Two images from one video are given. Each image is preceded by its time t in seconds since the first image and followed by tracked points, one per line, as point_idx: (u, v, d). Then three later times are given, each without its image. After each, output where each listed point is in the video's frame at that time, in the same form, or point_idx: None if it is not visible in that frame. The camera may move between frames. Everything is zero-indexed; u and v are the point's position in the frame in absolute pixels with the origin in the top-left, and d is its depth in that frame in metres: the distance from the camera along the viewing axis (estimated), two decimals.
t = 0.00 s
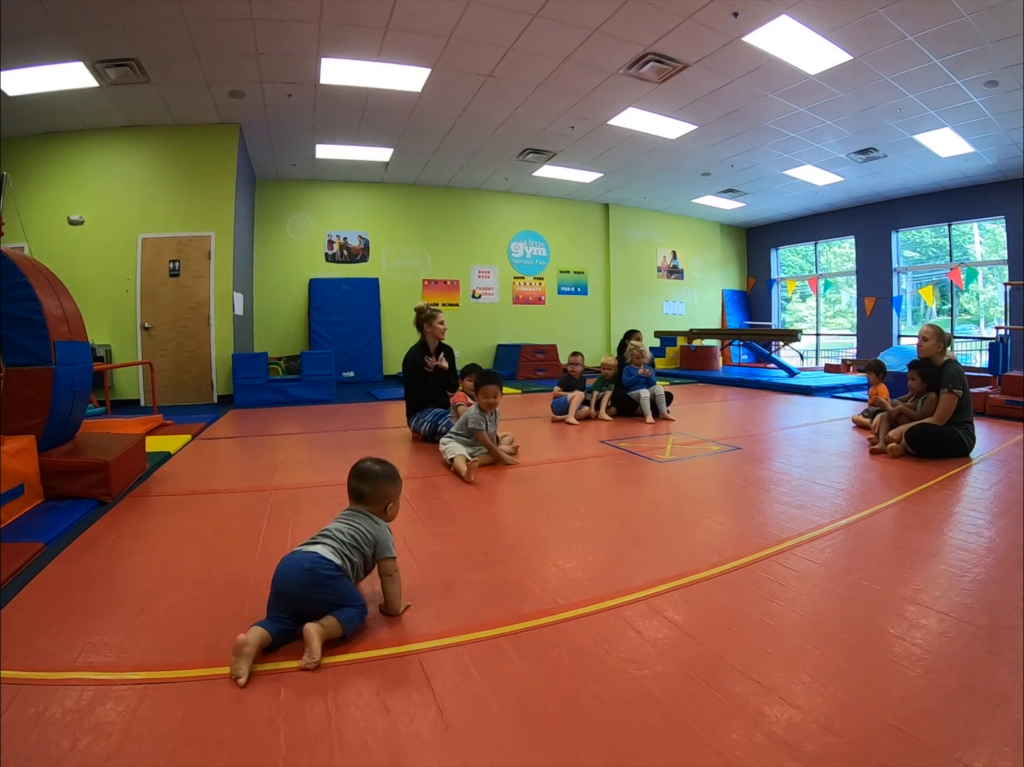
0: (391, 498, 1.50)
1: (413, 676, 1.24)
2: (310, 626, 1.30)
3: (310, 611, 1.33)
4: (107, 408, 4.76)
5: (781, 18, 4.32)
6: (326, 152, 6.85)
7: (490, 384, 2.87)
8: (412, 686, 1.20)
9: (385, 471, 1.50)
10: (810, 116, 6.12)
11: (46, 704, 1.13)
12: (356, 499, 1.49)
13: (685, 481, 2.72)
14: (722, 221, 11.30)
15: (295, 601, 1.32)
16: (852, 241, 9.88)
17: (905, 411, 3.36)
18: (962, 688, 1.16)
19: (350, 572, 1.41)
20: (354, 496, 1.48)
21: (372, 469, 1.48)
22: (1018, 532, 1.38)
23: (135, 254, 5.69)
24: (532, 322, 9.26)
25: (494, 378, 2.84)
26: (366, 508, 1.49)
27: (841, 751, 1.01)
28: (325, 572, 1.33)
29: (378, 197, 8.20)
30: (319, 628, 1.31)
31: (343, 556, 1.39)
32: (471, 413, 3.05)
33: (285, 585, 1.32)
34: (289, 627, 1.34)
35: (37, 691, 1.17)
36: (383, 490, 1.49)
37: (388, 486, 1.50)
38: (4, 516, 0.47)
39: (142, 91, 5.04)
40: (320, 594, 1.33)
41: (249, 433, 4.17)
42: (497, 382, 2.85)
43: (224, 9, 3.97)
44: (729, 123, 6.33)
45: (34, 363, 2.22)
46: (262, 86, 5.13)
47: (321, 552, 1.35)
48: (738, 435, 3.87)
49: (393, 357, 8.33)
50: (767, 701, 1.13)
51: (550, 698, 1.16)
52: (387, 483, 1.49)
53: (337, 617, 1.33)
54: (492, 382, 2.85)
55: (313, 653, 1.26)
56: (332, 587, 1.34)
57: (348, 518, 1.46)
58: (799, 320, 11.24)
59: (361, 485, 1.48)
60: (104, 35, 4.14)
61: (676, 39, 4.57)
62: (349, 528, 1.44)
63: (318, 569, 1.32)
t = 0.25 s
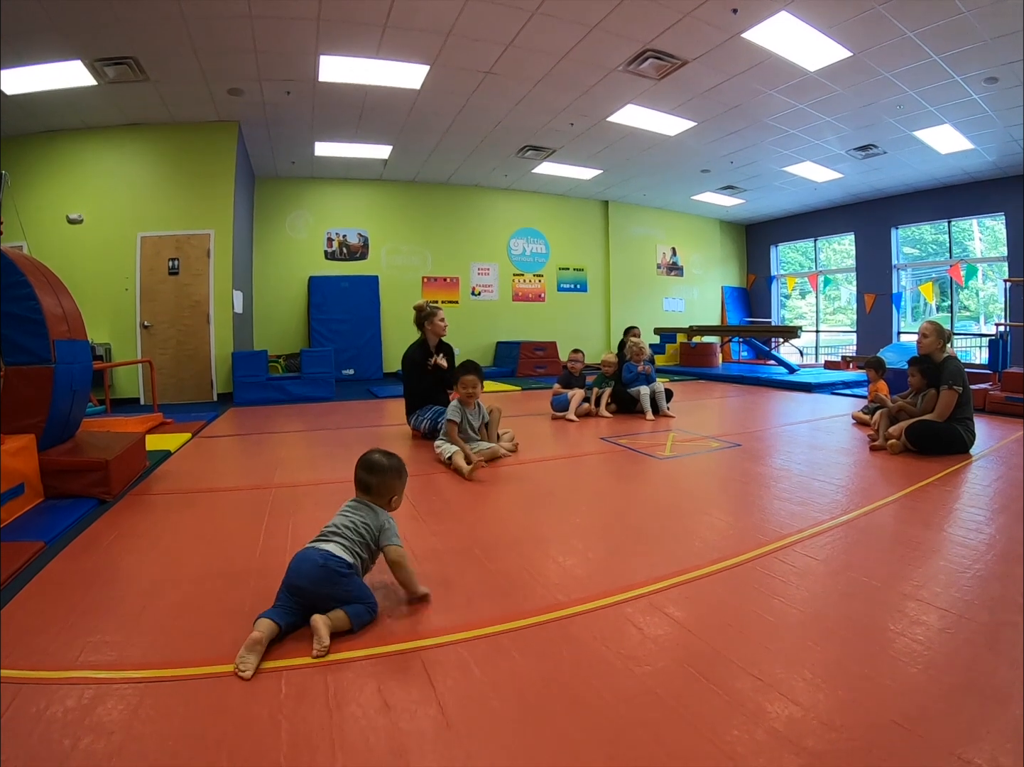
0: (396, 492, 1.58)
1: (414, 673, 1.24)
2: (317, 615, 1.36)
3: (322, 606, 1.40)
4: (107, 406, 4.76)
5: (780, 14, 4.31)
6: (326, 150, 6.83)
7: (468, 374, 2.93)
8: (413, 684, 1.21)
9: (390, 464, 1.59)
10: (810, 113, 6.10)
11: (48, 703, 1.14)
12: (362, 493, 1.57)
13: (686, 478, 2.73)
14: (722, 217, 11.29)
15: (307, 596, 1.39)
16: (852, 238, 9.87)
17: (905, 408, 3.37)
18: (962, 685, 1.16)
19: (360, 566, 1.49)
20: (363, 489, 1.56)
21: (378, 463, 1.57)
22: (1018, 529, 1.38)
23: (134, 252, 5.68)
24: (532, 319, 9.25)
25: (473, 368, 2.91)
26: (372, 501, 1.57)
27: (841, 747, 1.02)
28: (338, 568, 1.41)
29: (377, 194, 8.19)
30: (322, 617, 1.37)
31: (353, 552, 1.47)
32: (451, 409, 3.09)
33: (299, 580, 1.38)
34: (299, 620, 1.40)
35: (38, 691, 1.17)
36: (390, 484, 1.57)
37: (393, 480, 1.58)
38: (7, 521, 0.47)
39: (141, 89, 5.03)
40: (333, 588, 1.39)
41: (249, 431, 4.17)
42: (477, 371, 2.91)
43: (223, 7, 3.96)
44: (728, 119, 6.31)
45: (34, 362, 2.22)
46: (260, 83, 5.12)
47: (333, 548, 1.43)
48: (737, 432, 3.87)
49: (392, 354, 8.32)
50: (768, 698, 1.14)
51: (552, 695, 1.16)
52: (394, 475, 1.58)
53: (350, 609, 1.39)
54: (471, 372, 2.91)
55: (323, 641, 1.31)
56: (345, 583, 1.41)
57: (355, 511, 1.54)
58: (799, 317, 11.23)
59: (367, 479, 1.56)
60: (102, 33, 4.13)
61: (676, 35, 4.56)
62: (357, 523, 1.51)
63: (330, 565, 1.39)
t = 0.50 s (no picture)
0: (409, 485, 1.60)
1: (414, 671, 1.25)
2: (316, 614, 1.35)
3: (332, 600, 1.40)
4: (107, 405, 4.76)
5: (780, 12, 4.30)
6: (325, 148, 6.82)
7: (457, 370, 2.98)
8: (413, 682, 1.21)
9: (402, 459, 1.59)
10: (810, 111, 6.10)
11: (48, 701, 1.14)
12: (376, 488, 1.57)
13: (686, 475, 2.73)
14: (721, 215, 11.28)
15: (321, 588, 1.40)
16: (852, 235, 9.87)
17: (905, 405, 3.37)
18: (962, 682, 1.17)
19: (378, 562, 1.49)
20: (375, 485, 1.57)
21: (388, 457, 1.57)
22: (1017, 527, 1.38)
23: (133, 251, 5.67)
24: (532, 317, 9.24)
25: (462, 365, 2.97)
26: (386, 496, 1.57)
27: (842, 744, 1.02)
28: (352, 565, 1.40)
29: (376, 192, 8.17)
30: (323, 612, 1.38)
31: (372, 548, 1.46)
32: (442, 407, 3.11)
33: (315, 572, 1.39)
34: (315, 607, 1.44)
35: (38, 690, 1.18)
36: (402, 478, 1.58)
37: (405, 474, 1.58)
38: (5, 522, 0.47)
39: (140, 88, 5.02)
40: (345, 584, 1.40)
41: (249, 430, 4.17)
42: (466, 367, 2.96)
43: (221, 6, 3.95)
44: (728, 117, 6.30)
45: (34, 361, 2.22)
46: (260, 81, 5.10)
47: (349, 543, 1.42)
48: (737, 429, 3.88)
49: (392, 352, 8.32)
50: (769, 695, 1.15)
51: (552, 693, 1.16)
52: (405, 469, 1.58)
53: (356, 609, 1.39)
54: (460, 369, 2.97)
55: (322, 642, 1.31)
56: (356, 581, 1.40)
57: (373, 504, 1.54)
58: (799, 315, 11.23)
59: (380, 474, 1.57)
60: (101, 32, 4.13)
61: (675, 32, 4.55)
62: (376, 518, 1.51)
63: (344, 561, 1.39)
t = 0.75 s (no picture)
0: (435, 482, 1.65)
1: (414, 670, 1.25)
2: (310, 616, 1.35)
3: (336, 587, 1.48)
4: (107, 404, 4.76)
5: (781, 10, 4.29)
6: (325, 146, 6.82)
7: (455, 368, 2.97)
8: (412, 680, 1.21)
9: (432, 456, 1.66)
10: (810, 109, 6.09)
11: (49, 700, 1.14)
12: (405, 481, 1.64)
13: (685, 474, 2.73)
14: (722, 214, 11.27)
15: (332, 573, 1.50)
16: (852, 234, 9.87)
17: (904, 404, 3.37)
18: (961, 682, 1.17)
19: (386, 553, 1.55)
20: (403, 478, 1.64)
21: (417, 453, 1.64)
22: (1017, 527, 1.38)
23: (132, 250, 5.67)
24: (532, 315, 9.24)
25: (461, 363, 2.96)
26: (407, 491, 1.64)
27: (840, 743, 1.02)
28: (353, 555, 1.47)
29: (376, 190, 8.16)
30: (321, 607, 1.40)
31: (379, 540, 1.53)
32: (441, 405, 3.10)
33: (326, 557, 1.50)
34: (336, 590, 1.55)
35: (38, 689, 1.18)
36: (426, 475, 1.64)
37: (430, 472, 1.64)
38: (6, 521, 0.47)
39: (140, 87, 5.02)
40: (347, 572, 1.47)
41: (249, 428, 4.17)
42: (463, 364, 2.95)
43: (221, 4, 3.94)
44: (728, 115, 6.29)
45: (34, 360, 2.23)
46: (259, 80, 5.10)
47: (356, 533, 1.50)
48: (737, 428, 3.88)
49: (392, 351, 8.32)
50: (768, 694, 1.15)
51: (552, 692, 1.16)
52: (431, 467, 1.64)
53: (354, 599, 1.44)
54: (457, 366, 2.96)
55: (318, 641, 1.31)
56: (356, 571, 1.47)
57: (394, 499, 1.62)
58: (799, 314, 11.22)
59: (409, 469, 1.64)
60: (100, 31, 4.12)
61: (676, 31, 4.53)
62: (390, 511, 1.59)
63: (345, 550, 1.47)
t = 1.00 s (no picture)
0: (454, 475, 1.71)
1: (412, 669, 1.25)
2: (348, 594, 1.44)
3: (359, 571, 1.55)
4: (107, 403, 4.75)
5: (781, 9, 4.29)
6: (325, 145, 6.82)
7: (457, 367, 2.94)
8: (412, 680, 1.22)
9: (451, 449, 1.72)
10: (810, 108, 6.08)
11: (48, 700, 1.14)
12: (424, 473, 1.71)
13: (685, 473, 2.73)
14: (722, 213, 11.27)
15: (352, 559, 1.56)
16: (852, 234, 9.86)
17: (904, 404, 3.38)
18: (961, 681, 1.17)
19: (404, 541, 1.62)
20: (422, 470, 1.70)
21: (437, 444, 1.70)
22: (1016, 527, 1.38)
23: (132, 249, 5.67)
24: (532, 315, 9.24)
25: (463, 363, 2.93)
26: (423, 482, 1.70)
27: (840, 743, 1.02)
28: (377, 541, 1.54)
29: (376, 189, 8.16)
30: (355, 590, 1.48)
31: (398, 526, 1.60)
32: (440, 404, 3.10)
33: (348, 544, 1.56)
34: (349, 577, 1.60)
35: (37, 688, 1.18)
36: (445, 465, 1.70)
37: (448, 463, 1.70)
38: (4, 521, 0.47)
39: (140, 86, 5.01)
40: (369, 558, 1.54)
41: (249, 427, 4.17)
42: (465, 364, 2.92)
43: (220, 3, 3.93)
44: (728, 115, 6.28)
45: (34, 359, 2.23)
46: (259, 79, 5.09)
47: (378, 521, 1.57)
48: (736, 428, 3.88)
49: (392, 350, 8.32)
50: (767, 694, 1.15)
51: (552, 691, 1.17)
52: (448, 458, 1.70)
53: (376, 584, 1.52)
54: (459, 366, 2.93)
55: (350, 621, 1.39)
56: (382, 554, 1.54)
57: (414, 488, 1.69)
58: (799, 313, 11.22)
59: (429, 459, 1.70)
60: (100, 30, 4.12)
61: (676, 30, 4.53)
62: (408, 500, 1.66)
63: (370, 536, 1.53)
